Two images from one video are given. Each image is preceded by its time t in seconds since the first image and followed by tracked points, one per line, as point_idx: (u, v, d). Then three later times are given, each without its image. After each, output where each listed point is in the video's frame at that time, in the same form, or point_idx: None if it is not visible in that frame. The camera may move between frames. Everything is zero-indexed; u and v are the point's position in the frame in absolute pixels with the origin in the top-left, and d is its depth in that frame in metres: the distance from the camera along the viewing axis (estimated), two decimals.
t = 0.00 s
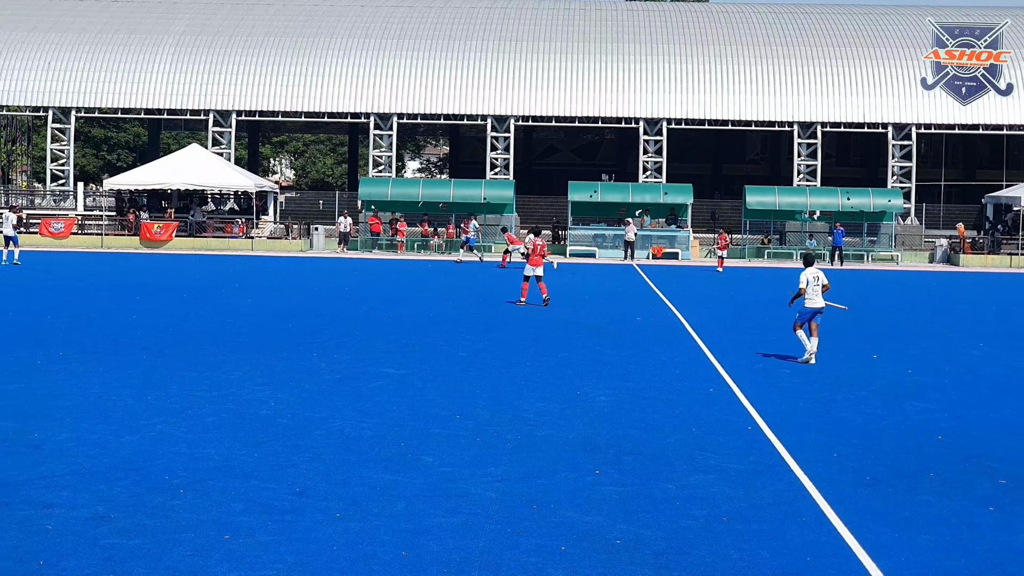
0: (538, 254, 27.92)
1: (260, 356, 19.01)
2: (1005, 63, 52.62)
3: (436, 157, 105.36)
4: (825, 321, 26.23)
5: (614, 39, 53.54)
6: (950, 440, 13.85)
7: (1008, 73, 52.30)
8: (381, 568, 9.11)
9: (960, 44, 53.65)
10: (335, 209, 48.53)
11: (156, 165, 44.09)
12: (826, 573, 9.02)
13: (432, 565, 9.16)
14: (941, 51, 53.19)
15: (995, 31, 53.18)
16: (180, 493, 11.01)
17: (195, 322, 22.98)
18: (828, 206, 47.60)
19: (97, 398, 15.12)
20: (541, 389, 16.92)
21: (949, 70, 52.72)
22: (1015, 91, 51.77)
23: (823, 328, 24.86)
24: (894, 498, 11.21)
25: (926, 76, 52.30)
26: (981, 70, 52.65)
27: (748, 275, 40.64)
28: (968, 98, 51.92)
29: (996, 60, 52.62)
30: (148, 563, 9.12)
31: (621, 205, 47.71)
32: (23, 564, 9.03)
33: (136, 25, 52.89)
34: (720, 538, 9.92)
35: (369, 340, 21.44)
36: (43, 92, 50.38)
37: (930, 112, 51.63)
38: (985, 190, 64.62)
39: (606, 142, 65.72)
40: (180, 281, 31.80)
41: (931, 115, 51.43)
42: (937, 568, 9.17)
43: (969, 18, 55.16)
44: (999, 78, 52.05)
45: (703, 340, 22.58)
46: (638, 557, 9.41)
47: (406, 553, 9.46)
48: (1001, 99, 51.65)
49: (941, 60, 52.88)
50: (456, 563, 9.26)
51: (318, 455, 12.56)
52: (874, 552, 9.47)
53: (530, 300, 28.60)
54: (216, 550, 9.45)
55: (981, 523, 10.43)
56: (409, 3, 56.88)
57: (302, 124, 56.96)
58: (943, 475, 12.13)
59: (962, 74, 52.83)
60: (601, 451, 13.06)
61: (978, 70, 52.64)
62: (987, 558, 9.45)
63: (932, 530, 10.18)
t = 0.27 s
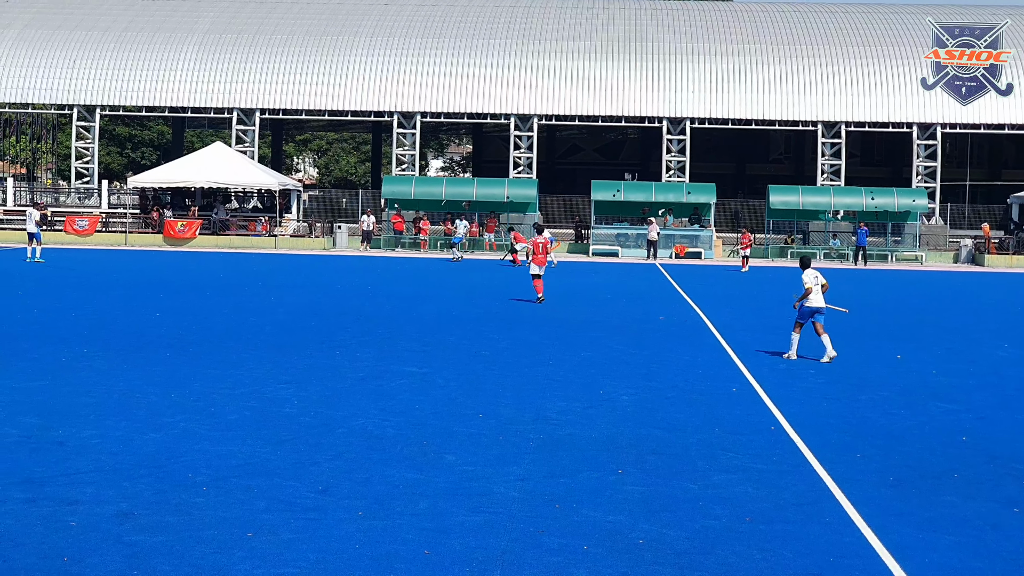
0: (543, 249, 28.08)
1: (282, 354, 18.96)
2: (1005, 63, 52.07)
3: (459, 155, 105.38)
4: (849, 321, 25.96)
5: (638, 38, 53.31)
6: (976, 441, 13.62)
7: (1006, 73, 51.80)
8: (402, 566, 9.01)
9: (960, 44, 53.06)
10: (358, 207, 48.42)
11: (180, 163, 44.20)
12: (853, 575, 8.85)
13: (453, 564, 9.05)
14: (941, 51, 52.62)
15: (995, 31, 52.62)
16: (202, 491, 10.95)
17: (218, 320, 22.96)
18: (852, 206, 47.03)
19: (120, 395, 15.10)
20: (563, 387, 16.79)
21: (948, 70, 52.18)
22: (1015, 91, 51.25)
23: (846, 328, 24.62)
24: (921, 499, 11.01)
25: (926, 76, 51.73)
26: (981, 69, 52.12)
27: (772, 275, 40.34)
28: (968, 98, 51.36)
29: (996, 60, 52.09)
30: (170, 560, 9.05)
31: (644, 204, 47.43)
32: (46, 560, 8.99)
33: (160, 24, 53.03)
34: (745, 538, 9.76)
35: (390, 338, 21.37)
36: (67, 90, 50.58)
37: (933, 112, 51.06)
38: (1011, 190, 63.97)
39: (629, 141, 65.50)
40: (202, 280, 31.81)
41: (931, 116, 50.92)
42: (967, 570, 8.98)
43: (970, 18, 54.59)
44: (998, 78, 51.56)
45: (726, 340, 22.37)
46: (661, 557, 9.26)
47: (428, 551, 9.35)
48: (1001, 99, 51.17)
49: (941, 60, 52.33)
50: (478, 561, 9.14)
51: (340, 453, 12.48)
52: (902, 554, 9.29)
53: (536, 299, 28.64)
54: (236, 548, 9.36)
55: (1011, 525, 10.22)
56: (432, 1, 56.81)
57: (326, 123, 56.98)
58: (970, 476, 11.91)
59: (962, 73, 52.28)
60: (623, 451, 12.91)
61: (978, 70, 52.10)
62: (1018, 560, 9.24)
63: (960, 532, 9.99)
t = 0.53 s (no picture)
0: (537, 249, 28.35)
1: (291, 353, 18.98)
2: (1005, 64, 51.91)
3: (468, 154, 105.37)
4: (857, 321, 25.90)
5: (647, 38, 53.26)
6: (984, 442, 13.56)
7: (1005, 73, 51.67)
8: (410, 565, 9.02)
9: (960, 44, 52.89)
10: (367, 207, 48.39)
11: (189, 161, 44.26)
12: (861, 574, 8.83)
13: (461, 563, 9.06)
14: (941, 51, 52.48)
15: (995, 31, 52.43)
16: (212, 489, 10.96)
17: (228, 318, 22.99)
18: (861, 206, 46.98)
19: (129, 393, 15.13)
20: (571, 387, 16.78)
21: (947, 70, 51.92)
22: (1015, 92, 51.09)
23: (855, 329, 24.55)
24: (927, 499, 10.97)
25: (926, 76, 51.40)
26: (981, 70, 51.98)
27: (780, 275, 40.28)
28: (968, 98, 51.21)
29: (996, 61, 51.94)
30: (179, 558, 9.06)
31: (653, 204, 47.30)
32: (56, 557, 9.01)
33: (170, 22, 53.10)
34: (751, 537, 9.74)
35: (400, 337, 21.37)
36: (77, 87, 50.64)
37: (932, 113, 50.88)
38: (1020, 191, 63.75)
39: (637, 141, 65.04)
40: (211, 278, 31.86)
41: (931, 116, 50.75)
42: (973, 571, 8.95)
43: (970, 18, 54.41)
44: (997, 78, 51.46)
45: (735, 341, 22.31)
46: (666, 556, 9.25)
47: (436, 550, 9.35)
48: (1001, 100, 51.07)
49: (941, 60, 52.16)
50: (486, 560, 9.14)
51: (349, 453, 12.47)
52: (911, 555, 9.27)
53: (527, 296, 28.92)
54: (245, 546, 9.37)
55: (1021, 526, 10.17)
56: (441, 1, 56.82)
57: (336, 121, 57.04)
58: (978, 477, 11.87)
59: (962, 74, 52.12)
60: (630, 450, 12.89)
61: (978, 71, 51.96)
62: None
63: (967, 532, 9.95)
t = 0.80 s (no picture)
0: (535, 253, 28.66)
1: (302, 351, 19.00)
2: (1005, 64, 51.66)
3: (479, 153, 105.38)
4: (869, 322, 25.77)
5: (659, 37, 53.17)
6: (996, 442, 13.50)
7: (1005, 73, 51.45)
8: (421, 563, 9.02)
9: (960, 44, 52.69)
10: (378, 205, 48.43)
11: (201, 159, 44.38)
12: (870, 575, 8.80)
13: (471, 562, 9.06)
14: (941, 51, 52.28)
15: (995, 31, 52.18)
16: (224, 487, 10.98)
17: (239, 317, 23.02)
18: (873, 206, 46.78)
19: (141, 391, 15.17)
20: (582, 386, 16.76)
21: (947, 70, 51.81)
22: (1015, 92, 50.86)
23: (867, 329, 24.43)
24: (938, 500, 10.91)
25: (926, 76, 51.30)
26: (981, 70, 51.76)
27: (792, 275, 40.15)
28: (968, 98, 50.99)
29: (996, 61, 51.71)
30: (191, 556, 9.07)
31: (665, 203, 47.16)
32: (68, 555, 9.04)
33: (182, 20, 53.18)
34: (761, 537, 9.71)
35: (411, 337, 21.36)
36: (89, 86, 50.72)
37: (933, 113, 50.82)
38: None
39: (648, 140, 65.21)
40: (222, 276, 31.88)
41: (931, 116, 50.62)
42: (982, 571, 8.91)
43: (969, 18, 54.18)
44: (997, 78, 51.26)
45: (746, 341, 22.24)
46: (676, 555, 9.24)
47: (446, 549, 9.35)
48: (1000, 100, 50.91)
49: (941, 60, 51.96)
50: (497, 559, 9.13)
51: (360, 451, 12.48)
52: (922, 555, 9.24)
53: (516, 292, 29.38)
54: (257, 544, 9.40)
55: None
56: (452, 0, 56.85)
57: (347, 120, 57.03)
58: (988, 478, 11.82)
59: (962, 74, 51.90)
60: (641, 450, 12.87)
61: (977, 71, 51.75)
62: None
63: (978, 533, 9.91)
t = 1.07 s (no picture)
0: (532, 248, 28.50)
1: (319, 351, 19.02)
2: (1005, 64, 51.45)
3: (496, 153, 105.46)
4: (885, 323, 25.61)
5: (675, 36, 53.04)
6: (1012, 443, 13.40)
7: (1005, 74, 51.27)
8: (437, 563, 9.02)
9: (959, 44, 52.38)
10: (393, 204, 48.46)
11: (217, 159, 44.53)
12: None
13: (485, 562, 9.06)
14: (941, 51, 52.09)
15: (995, 31, 51.99)
16: (240, 487, 11.00)
17: (255, 316, 23.07)
18: (889, 206, 46.71)
19: (158, 390, 15.20)
20: (597, 386, 16.70)
21: (947, 71, 51.65)
22: (1015, 91, 50.62)
23: (883, 330, 24.29)
24: (954, 502, 10.84)
25: (926, 76, 51.16)
26: (981, 70, 51.54)
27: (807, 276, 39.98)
28: (968, 98, 50.80)
29: (995, 61, 51.52)
30: (207, 555, 9.09)
31: (680, 203, 47.11)
32: (85, 554, 9.07)
33: (199, 20, 53.34)
34: (776, 538, 9.67)
35: (426, 336, 21.36)
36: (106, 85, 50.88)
37: (934, 112, 50.62)
38: None
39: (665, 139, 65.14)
40: (238, 276, 31.96)
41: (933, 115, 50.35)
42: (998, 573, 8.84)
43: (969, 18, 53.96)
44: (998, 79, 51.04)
45: (761, 341, 22.16)
46: (689, 555, 9.21)
47: (461, 549, 9.35)
48: (1001, 99, 50.59)
49: (941, 60, 51.78)
50: (511, 559, 9.12)
51: (376, 451, 12.48)
52: (937, 556, 9.19)
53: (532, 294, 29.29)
54: (273, 544, 9.42)
55: None
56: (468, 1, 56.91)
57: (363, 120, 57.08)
58: (1004, 479, 11.74)
59: (962, 74, 51.70)
60: (655, 450, 12.83)
61: (977, 70, 51.49)
62: None
63: (994, 534, 9.83)
